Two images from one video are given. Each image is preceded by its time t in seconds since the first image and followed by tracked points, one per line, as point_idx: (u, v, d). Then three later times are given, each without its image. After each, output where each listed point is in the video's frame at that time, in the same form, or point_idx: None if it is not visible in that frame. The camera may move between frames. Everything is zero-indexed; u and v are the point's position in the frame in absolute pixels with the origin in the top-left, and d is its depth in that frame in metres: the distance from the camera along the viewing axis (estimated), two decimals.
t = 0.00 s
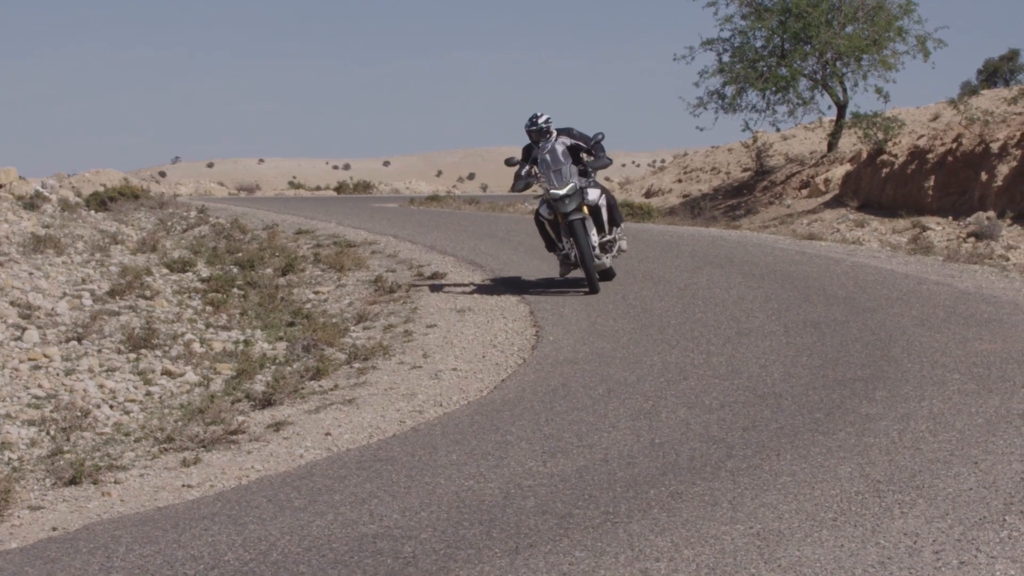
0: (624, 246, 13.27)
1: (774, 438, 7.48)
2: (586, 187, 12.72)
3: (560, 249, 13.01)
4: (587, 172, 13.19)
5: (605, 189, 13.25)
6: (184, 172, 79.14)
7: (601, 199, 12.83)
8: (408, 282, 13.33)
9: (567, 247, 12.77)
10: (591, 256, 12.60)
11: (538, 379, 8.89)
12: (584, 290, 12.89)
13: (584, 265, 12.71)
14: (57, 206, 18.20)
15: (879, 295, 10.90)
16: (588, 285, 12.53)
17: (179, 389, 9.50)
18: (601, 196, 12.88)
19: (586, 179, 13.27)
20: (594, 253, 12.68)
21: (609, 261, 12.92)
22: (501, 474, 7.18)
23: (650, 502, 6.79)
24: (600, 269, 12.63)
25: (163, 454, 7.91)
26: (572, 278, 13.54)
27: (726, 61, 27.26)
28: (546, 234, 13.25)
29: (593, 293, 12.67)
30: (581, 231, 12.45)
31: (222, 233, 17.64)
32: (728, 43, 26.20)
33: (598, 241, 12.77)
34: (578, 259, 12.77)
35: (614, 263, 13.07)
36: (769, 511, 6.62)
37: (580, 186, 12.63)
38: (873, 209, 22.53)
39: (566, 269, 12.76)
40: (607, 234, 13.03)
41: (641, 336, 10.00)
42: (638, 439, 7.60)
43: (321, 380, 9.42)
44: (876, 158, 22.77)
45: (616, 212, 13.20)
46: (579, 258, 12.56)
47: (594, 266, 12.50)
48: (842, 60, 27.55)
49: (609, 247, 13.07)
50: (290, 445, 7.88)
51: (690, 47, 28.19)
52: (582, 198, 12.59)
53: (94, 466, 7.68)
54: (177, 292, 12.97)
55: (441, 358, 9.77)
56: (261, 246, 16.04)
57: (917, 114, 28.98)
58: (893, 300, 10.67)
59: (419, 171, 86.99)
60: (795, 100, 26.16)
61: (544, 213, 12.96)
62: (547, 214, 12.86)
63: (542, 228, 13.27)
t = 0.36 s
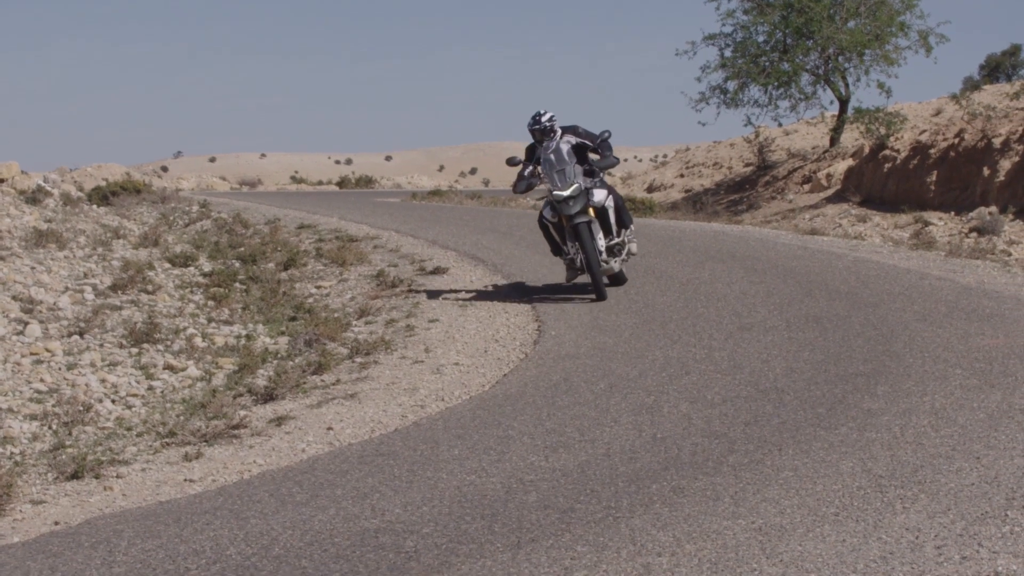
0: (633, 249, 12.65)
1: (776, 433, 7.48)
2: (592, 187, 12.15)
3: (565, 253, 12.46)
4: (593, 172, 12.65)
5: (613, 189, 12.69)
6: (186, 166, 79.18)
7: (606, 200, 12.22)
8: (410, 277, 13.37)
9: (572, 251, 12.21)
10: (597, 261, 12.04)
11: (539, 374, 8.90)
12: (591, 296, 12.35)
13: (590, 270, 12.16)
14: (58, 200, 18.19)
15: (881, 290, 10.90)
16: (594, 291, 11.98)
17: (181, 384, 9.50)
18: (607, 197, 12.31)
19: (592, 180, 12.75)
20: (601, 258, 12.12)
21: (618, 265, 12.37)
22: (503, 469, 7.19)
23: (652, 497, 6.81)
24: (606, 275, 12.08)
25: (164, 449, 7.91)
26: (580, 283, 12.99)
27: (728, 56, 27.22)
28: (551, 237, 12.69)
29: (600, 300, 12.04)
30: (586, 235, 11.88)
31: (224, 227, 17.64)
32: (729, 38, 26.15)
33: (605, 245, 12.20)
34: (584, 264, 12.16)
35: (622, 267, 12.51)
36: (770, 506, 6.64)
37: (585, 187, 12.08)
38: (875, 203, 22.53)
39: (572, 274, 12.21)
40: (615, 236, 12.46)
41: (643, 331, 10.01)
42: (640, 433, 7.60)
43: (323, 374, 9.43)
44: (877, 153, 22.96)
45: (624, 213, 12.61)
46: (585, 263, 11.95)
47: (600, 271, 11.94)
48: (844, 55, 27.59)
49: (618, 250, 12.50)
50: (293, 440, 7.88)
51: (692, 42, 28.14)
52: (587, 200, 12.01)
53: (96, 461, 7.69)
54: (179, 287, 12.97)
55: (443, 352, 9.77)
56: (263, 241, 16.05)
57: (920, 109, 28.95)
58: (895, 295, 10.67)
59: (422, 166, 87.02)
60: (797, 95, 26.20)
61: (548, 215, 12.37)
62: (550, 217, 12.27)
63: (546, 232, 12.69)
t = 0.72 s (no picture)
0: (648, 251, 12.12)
1: (786, 427, 7.48)
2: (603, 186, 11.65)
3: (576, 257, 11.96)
4: (604, 170, 12.12)
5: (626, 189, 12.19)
6: (194, 160, 79.17)
7: (618, 199, 11.72)
8: (420, 270, 13.41)
9: (583, 254, 11.71)
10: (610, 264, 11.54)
11: (549, 368, 8.90)
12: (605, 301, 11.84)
13: (603, 274, 11.67)
14: (69, 193, 18.22)
15: (890, 285, 10.90)
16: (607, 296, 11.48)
17: (191, 376, 9.52)
18: (620, 196, 11.82)
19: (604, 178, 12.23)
20: (614, 260, 11.64)
21: (632, 269, 11.88)
22: (513, 462, 7.21)
23: (662, 491, 6.84)
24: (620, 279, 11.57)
25: (174, 442, 7.94)
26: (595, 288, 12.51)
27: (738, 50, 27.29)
28: (561, 240, 12.21)
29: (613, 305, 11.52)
30: (597, 237, 11.41)
31: (234, 220, 17.64)
32: (739, 32, 26.14)
33: (618, 247, 11.71)
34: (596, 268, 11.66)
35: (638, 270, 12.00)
36: (780, 500, 6.67)
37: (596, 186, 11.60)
38: (885, 197, 22.42)
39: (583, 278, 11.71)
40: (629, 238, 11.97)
41: (653, 325, 10.02)
42: (650, 427, 7.61)
43: (333, 368, 9.43)
44: (888, 148, 22.81)
45: (638, 214, 12.10)
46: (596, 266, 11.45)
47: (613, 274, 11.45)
48: (854, 49, 27.59)
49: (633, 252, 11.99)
50: (303, 433, 7.90)
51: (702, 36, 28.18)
52: (598, 199, 11.54)
53: (106, 453, 7.73)
54: (188, 280, 12.99)
55: (453, 346, 9.77)
56: (273, 234, 16.06)
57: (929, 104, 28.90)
58: (905, 289, 10.67)
59: (429, 160, 87.09)
60: (807, 89, 26.13)
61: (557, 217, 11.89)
62: (560, 218, 11.79)
63: (556, 235, 12.21)
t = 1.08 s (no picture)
0: (668, 251, 11.72)
1: (801, 418, 7.48)
2: (619, 183, 11.28)
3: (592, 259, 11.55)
4: (619, 166, 11.88)
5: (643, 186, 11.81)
6: (208, 150, 79.20)
7: (634, 196, 11.34)
8: (436, 261, 13.52)
9: (599, 256, 11.30)
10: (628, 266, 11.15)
11: (566, 359, 8.93)
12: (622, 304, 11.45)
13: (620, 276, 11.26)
14: (84, 183, 18.28)
15: (906, 276, 10.89)
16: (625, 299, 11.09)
17: (207, 366, 9.59)
18: (636, 194, 11.46)
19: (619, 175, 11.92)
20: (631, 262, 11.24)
21: (651, 271, 11.48)
22: (529, 453, 7.25)
23: (678, 481, 6.89)
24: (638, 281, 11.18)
25: (191, 433, 8.02)
26: (611, 290, 12.12)
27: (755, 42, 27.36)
28: (576, 241, 11.81)
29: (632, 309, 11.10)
30: (614, 238, 11.02)
31: (251, 211, 17.70)
32: (755, 24, 26.15)
33: (636, 248, 11.30)
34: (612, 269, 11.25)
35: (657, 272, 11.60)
36: (796, 492, 6.71)
37: (611, 183, 11.24)
38: (902, 188, 22.47)
39: (600, 281, 11.32)
40: (647, 239, 11.56)
41: (670, 316, 10.06)
42: (666, 418, 7.62)
43: (349, 359, 9.45)
44: (905, 139, 22.86)
45: (656, 212, 11.73)
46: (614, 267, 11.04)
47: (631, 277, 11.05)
48: (870, 40, 27.65)
49: (651, 253, 11.59)
50: (319, 424, 7.94)
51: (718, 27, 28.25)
52: (614, 197, 11.16)
53: (122, 444, 7.81)
54: (205, 271, 13.05)
55: (469, 336, 9.80)
56: (289, 224, 16.15)
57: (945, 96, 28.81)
58: (922, 281, 10.67)
59: (443, 151, 87.21)
60: (824, 81, 26.16)
61: (572, 217, 11.50)
62: (574, 218, 11.39)
63: (571, 237, 11.80)
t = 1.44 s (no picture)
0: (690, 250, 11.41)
1: (824, 407, 7.51)
2: (638, 179, 10.98)
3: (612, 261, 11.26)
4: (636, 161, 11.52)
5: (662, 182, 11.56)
6: (230, 137, 79.45)
7: (654, 192, 11.03)
8: (459, 249, 13.79)
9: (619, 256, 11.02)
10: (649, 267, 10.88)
11: (589, 347, 9.06)
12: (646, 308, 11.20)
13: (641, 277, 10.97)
14: (107, 173, 18.30)
15: (928, 265, 10.90)
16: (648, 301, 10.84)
17: (230, 356, 9.86)
18: (656, 190, 11.16)
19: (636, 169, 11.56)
20: (653, 262, 10.98)
21: (674, 271, 11.21)
22: (551, 441, 7.35)
23: (701, 471, 6.94)
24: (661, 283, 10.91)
25: (214, 422, 8.15)
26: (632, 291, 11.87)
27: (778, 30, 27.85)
28: (595, 242, 11.55)
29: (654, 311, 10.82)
30: (634, 237, 10.73)
31: (273, 199, 17.79)
32: (779, 12, 26.15)
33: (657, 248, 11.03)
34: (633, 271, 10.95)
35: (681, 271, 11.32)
36: (820, 480, 6.76)
37: (629, 179, 10.98)
38: (925, 177, 22.51)
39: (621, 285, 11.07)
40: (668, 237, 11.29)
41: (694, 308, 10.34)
42: (689, 407, 7.68)
43: (372, 347, 9.64)
44: (928, 128, 22.82)
45: (677, 210, 11.43)
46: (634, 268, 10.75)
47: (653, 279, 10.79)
48: (893, 29, 28.04)
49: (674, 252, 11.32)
50: (341, 412, 8.11)
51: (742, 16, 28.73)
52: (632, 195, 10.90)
53: (145, 432, 8.04)
54: (227, 260, 13.30)
55: (489, 326, 9.95)
56: (312, 212, 16.33)
57: (969, 85, 28.69)
58: (945, 269, 10.68)
59: (465, 139, 87.47)
60: (847, 69, 26.64)
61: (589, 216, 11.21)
62: (592, 218, 11.10)
63: (589, 237, 11.51)
